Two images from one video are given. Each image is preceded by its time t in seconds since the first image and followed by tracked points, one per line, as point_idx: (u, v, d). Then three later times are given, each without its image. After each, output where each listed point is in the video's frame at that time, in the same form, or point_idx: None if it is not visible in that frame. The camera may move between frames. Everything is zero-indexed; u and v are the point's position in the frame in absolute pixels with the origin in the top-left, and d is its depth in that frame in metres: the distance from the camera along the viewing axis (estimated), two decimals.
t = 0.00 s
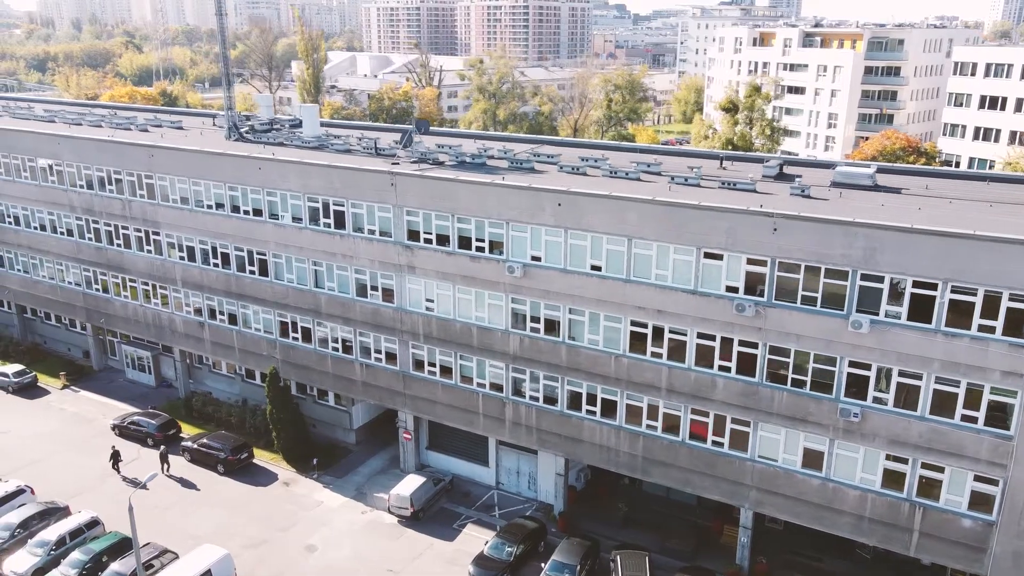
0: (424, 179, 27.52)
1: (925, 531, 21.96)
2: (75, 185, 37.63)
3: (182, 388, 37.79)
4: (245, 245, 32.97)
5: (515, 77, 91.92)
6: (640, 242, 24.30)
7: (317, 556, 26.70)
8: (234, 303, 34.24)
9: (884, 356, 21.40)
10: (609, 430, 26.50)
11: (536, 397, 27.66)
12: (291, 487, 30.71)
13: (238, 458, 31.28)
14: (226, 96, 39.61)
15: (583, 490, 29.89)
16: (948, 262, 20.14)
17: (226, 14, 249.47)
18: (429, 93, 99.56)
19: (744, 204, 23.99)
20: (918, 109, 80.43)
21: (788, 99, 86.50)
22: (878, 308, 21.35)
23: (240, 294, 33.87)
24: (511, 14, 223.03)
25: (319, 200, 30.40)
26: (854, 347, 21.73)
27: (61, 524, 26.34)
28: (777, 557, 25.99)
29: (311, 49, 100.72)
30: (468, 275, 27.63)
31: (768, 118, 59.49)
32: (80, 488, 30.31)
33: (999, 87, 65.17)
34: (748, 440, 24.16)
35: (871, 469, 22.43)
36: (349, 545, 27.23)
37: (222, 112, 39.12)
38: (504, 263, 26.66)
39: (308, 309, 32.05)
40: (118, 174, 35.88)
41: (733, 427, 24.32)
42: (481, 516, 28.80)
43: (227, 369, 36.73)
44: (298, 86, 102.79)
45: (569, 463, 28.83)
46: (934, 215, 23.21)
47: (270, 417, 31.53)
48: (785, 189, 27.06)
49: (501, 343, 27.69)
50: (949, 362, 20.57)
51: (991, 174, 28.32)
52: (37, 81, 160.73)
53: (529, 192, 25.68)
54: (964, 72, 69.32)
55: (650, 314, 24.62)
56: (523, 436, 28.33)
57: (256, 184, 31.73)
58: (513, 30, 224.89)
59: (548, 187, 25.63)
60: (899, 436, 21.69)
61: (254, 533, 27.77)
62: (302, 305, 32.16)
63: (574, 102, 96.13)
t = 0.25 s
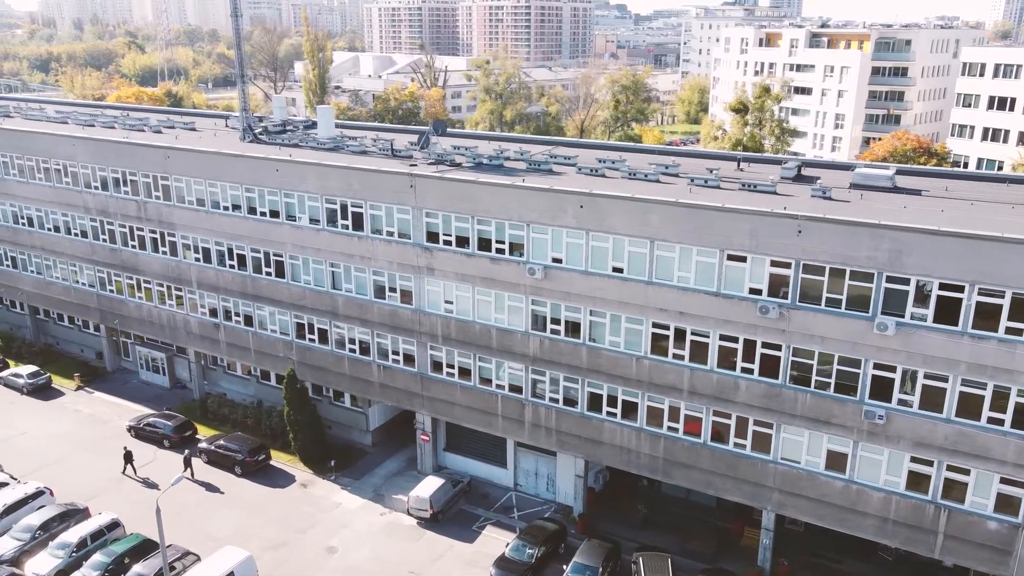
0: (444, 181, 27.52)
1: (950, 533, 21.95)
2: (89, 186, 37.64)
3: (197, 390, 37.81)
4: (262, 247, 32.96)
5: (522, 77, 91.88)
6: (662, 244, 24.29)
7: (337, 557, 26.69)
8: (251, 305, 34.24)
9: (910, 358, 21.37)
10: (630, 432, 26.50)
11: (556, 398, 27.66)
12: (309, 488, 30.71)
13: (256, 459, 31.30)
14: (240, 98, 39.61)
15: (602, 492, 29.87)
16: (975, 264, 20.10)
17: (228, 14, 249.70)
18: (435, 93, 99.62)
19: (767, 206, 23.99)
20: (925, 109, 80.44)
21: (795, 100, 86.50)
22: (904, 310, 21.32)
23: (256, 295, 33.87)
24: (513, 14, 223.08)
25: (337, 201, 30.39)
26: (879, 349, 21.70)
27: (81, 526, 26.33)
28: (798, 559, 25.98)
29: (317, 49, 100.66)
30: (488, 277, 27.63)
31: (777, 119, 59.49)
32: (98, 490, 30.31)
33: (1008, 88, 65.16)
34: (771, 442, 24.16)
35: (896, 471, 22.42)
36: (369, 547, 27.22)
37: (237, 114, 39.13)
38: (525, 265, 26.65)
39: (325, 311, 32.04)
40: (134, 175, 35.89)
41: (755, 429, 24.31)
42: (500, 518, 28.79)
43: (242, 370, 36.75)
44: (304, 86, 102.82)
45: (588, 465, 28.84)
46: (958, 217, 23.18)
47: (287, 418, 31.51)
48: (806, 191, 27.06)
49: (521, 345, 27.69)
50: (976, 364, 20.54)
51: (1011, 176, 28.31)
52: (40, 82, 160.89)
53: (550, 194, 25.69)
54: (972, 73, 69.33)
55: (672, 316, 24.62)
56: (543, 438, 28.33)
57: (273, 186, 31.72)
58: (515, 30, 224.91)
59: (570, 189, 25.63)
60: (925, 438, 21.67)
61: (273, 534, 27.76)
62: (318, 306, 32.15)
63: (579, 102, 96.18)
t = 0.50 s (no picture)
0: (464, 182, 27.53)
1: (975, 535, 21.94)
2: (104, 187, 37.65)
3: (211, 391, 37.83)
4: (279, 248, 32.96)
5: (528, 78, 91.85)
6: (685, 245, 24.30)
7: (357, 559, 26.68)
8: (267, 306, 34.24)
9: (936, 360, 21.35)
10: (651, 433, 26.49)
11: (576, 400, 27.67)
12: (327, 490, 30.71)
13: (273, 460, 31.30)
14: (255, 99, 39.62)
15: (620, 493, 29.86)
16: (1003, 266, 20.07)
17: (231, 15, 249.87)
18: (440, 94, 99.76)
19: (790, 207, 23.99)
20: (932, 110, 80.43)
21: (802, 100, 86.51)
22: (930, 312, 21.30)
23: (272, 296, 33.86)
24: (516, 14, 223.09)
25: (355, 202, 30.39)
26: (904, 351, 21.69)
27: (102, 527, 26.32)
28: (819, 560, 25.96)
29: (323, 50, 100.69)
30: (508, 278, 27.62)
31: (787, 119, 59.52)
32: (116, 491, 30.30)
33: (1016, 88, 65.16)
34: (794, 444, 24.15)
35: (920, 473, 22.42)
36: (389, 548, 27.21)
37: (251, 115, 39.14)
38: (546, 266, 26.65)
39: (342, 312, 32.04)
40: (149, 176, 35.91)
41: (778, 430, 24.31)
42: (519, 519, 28.79)
43: (257, 371, 36.76)
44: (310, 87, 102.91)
45: (608, 466, 28.84)
46: (982, 218, 23.15)
47: (304, 420, 31.50)
48: (826, 192, 27.07)
49: (540, 346, 27.69)
50: (1003, 366, 20.52)
51: None
52: (44, 82, 160.97)
53: (571, 195, 25.69)
54: (980, 73, 69.34)
55: (694, 318, 24.62)
56: (562, 439, 28.33)
57: (291, 187, 31.72)
58: (517, 31, 224.98)
59: (591, 190, 25.63)
60: (950, 439, 21.66)
61: (293, 535, 27.76)
62: (335, 307, 32.15)
63: (585, 103, 96.25)
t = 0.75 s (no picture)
0: (484, 183, 27.53)
1: (1000, 536, 21.94)
2: (119, 188, 37.66)
3: (226, 391, 37.84)
4: (296, 248, 32.96)
5: (534, 78, 91.83)
6: (708, 246, 24.31)
7: (378, 559, 26.69)
8: (283, 306, 34.24)
9: (962, 361, 21.34)
10: (672, 434, 26.48)
11: (596, 400, 27.67)
12: (345, 490, 30.72)
13: (291, 461, 31.31)
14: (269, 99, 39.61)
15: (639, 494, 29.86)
16: None
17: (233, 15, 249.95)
18: (446, 94, 99.87)
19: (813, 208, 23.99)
20: (939, 110, 80.39)
21: (808, 100, 86.49)
22: (956, 313, 21.29)
23: (289, 296, 33.86)
24: (518, 14, 223.08)
25: (374, 203, 30.39)
26: (930, 352, 21.69)
27: (123, 528, 26.33)
28: (841, 561, 25.96)
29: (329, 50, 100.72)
30: (528, 279, 27.62)
31: (796, 120, 59.53)
32: (134, 491, 30.32)
33: None
34: (817, 445, 24.14)
35: (945, 474, 22.41)
36: (410, 549, 27.23)
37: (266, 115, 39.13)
38: (567, 267, 26.66)
39: (360, 313, 32.04)
40: (165, 177, 35.92)
41: (800, 431, 24.30)
42: (538, 520, 28.80)
43: (273, 372, 36.76)
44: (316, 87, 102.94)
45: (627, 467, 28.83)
46: (1006, 219, 23.14)
47: (322, 420, 31.49)
48: (846, 193, 27.07)
49: (560, 347, 27.69)
50: None
51: None
52: (47, 82, 161.00)
53: (593, 196, 25.72)
54: (989, 74, 69.32)
55: (716, 318, 24.61)
56: (582, 440, 28.33)
57: (308, 187, 31.73)
58: (520, 31, 224.97)
59: (613, 191, 25.64)
60: (976, 440, 21.65)
61: (313, 536, 27.77)
62: (353, 308, 32.15)
63: (592, 103, 96.27)
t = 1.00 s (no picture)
0: (504, 183, 27.54)
1: None
2: (134, 188, 37.67)
3: (241, 391, 37.86)
4: (313, 248, 32.96)
5: (541, 78, 91.92)
6: (730, 247, 24.31)
7: (399, 560, 26.69)
8: (299, 307, 34.25)
9: (988, 362, 21.33)
10: (693, 434, 26.47)
11: (616, 401, 27.66)
12: (363, 490, 30.73)
13: (309, 461, 31.31)
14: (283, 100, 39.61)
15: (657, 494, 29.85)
16: None
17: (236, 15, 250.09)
18: (452, 94, 99.97)
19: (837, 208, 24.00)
20: (946, 110, 80.41)
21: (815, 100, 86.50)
22: (982, 313, 21.27)
23: (305, 297, 33.86)
24: (521, 15, 223.14)
25: (392, 203, 30.40)
26: (956, 353, 21.68)
27: (144, 528, 26.32)
28: (863, 562, 25.94)
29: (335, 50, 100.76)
30: (549, 279, 27.62)
31: (806, 120, 59.57)
32: (153, 492, 30.33)
33: None
34: (840, 445, 24.13)
35: (970, 474, 22.40)
36: (431, 549, 27.23)
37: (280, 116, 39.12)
38: (588, 267, 26.67)
39: (377, 313, 32.04)
40: (181, 177, 35.94)
41: (823, 431, 24.29)
42: (557, 520, 28.79)
43: (288, 372, 36.77)
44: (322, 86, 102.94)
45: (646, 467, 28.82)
46: None
47: (339, 420, 31.49)
48: (867, 193, 27.07)
49: (581, 347, 27.69)
50: None
51: None
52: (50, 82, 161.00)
53: (615, 196, 25.72)
54: (998, 74, 69.36)
55: (739, 319, 24.61)
56: (601, 440, 28.32)
57: (326, 188, 31.74)
58: (522, 31, 225.07)
59: (635, 192, 25.64)
60: (1002, 441, 21.63)
61: (333, 536, 27.77)
62: (370, 308, 32.15)
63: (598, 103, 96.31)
